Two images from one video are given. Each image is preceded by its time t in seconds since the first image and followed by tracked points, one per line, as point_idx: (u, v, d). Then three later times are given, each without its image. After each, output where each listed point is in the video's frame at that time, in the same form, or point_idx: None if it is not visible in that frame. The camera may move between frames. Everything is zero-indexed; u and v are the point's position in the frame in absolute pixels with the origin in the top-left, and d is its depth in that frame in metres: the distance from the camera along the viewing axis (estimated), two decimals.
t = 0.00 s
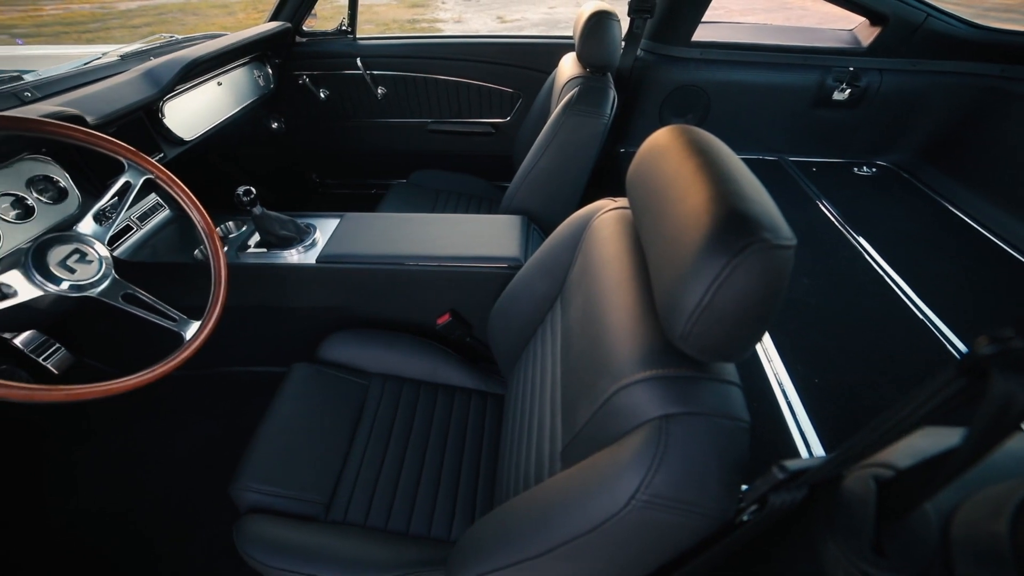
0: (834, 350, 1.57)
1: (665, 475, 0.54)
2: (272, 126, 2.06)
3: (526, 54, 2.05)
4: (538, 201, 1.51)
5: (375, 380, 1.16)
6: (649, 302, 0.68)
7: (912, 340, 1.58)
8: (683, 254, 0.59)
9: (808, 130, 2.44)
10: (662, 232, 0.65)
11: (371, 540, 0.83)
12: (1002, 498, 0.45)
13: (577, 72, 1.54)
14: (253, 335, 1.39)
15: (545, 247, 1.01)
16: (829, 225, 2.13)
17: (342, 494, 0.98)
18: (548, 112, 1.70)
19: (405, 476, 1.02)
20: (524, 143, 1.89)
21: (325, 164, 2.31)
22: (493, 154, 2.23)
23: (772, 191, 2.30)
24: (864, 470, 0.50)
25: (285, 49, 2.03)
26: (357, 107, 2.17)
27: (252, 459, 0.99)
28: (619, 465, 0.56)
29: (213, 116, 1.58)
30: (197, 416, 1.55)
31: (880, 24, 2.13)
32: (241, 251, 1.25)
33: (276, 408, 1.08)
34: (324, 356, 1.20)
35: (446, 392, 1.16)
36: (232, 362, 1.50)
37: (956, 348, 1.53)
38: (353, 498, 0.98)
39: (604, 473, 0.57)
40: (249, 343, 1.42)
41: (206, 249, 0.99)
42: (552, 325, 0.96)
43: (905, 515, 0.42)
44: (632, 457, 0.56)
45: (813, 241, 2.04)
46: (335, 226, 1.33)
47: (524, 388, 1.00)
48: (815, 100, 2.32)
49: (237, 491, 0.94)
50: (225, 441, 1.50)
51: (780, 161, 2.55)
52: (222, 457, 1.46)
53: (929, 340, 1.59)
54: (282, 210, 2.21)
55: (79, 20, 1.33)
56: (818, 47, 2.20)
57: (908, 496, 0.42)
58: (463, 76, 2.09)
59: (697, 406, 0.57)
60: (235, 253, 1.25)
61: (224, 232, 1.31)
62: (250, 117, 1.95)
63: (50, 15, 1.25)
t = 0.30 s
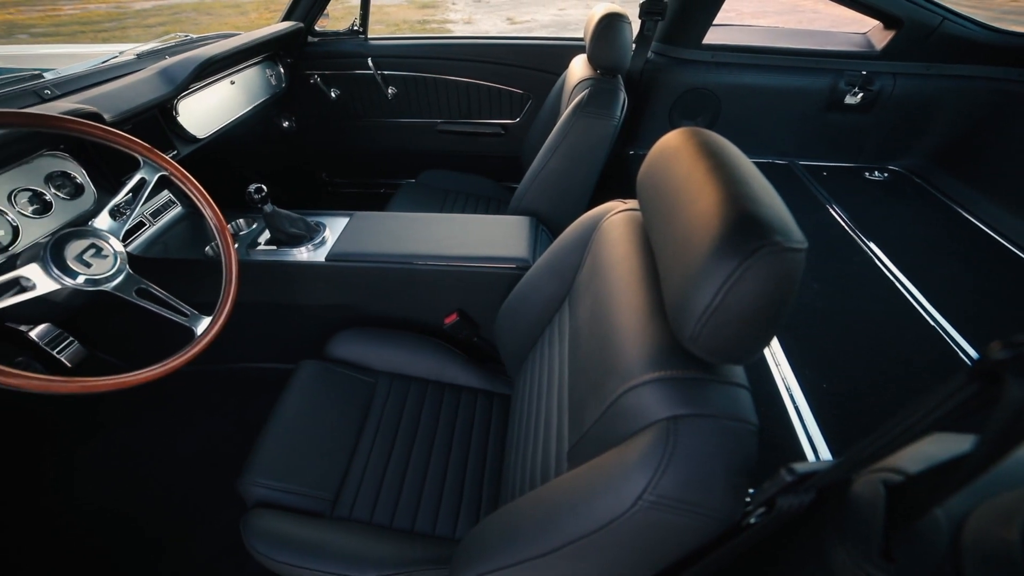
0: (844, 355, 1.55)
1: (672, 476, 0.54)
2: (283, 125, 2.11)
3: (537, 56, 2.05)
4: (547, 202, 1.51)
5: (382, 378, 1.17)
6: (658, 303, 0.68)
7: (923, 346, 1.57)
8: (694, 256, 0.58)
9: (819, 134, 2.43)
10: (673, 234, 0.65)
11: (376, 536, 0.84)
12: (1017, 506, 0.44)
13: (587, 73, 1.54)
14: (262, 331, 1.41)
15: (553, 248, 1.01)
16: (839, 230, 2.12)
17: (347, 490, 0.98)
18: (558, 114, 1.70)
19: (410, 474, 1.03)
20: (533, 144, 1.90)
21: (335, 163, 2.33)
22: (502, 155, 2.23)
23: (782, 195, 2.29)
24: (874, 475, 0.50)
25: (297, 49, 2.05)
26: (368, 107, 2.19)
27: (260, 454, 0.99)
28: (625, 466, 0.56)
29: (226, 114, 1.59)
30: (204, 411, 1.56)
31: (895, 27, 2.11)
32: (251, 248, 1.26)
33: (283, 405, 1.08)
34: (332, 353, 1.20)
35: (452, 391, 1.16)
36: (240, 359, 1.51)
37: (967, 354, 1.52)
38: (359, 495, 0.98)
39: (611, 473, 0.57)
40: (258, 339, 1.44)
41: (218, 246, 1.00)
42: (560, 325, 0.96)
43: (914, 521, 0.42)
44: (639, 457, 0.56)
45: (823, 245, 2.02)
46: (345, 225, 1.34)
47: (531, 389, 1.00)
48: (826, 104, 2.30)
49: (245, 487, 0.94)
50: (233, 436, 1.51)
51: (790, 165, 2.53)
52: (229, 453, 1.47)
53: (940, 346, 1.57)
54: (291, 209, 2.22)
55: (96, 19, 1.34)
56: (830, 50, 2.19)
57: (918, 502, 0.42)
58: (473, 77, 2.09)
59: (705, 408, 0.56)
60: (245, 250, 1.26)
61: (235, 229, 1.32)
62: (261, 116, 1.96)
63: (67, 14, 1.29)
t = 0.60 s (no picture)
0: (853, 360, 1.54)
1: (680, 477, 0.54)
2: (294, 123, 2.13)
3: (548, 57, 2.05)
4: (555, 203, 1.51)
5: (389, 375, 1.17)
6: (667, 305, 0.68)
7: (934, 352, 1.55)
8: (704, 258, 0.58)
9: (831, 137, 2.41)
10: (683, 236, 0.65)
11: (382, 533, 0.84)
12: None
13: (598, 75, 1.54)
14: (271, 327, 1.41)
15: (562, 248, 1.01)
16: (850, 235, 2.10)
17: (353, 487, 0.99)
18: (568, 115, 1.71)
19: (416, 472, 1.03)
20: (542, 145, 1.90)
21: (345, 163, 2.34)
22: (511, 155, 2.23)
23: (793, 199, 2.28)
24: (885, 479, 0.49)
25: (309, 48, 2.06)
26: (378, 107, 2.20)
27: (268, 449, 1.00)
28: (633, 466, 0.56)
29: (238, 113, 1.61)
30: (213, 406, 1.58)
31: (910, 29, 2.09)
32: (261, 245, 1.27)
33: (291, 401, 1.09)
34: (340, 350, 1.21)
35: (459, 390, 1.17)
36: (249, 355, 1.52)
37: (979, 361, 1.50)
38: (365, 492, 0.99)
39: (619, 473, 0.57)
40: (267, 336, 1.44)
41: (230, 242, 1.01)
42: (568, 326, 0.97)
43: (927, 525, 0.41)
44: (647, 458, 0.56)
45: (834, 250, 2.01)
46: (354, 223, 1.34)
47: (538, 389, 1.00)
48: (839, 107, 2.29)
49: (252, 481, 0.95)
50: (241, 431, 1.52)
51: (800, 169, 2.52)
52: (236, 448, 1.48)
53: (952, 352, 1.55)
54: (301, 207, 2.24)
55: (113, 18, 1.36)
56: (843, 53, 2.17)
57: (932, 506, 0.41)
58: (483, 77, 2.09)
59: (714, 410, 0.56)
60: (255, 247, 1.27)
61: (246, 225, 1.33)
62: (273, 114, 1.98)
63: (85, 14, 1.29)
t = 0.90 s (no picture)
0: (863, 365, 1.53)
1: (688, 479, 0.54)
2: (304, 122, 2.14)
3: (557, 58, 2.05)
4: (564, 204, 1.51)
5: (397, 374, 1.17)
6: (677, 307, 0.68)
7: (945, 359, 1.54)
8: (715, 260, 0.58)
9: (842, 141, 2.39)
10: (694, 238, 0.65)
11: (388, 530, 0.84)
12: None
13: (608, 77, 1.54)
14: (280, 324, 1.42)
15: (571, 249, 1.01)
16: (861, 240, 2.09)
17: (360, 483, 0.99)
18: (578, 116, 1.71)
19: (422, 470, 1.03)
20: (552, 146, 1.90)
21: (354, 162, 2.35)
22: (519, 156, 2.23)
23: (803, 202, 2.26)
24: (895, 485, 0.52)
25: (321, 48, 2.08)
26: (388, 106, 2.21)
27: (276, 445, 1.01)
28: (641, 467, 0.56)
29: (250, 112, 1.62)
30: (221, 402, 1.59)
31: (925, 33, 2.07)
32: (271, 243, 1.28)
33: (299, 398, 1.10)
34: (348, 348, 1.22)
35: (465, 389, 1.17)
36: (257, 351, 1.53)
37: (992, 368, 1.48)
38: (372, 489, 0.99)
39: (627, 473, 0.57)
40: (276, 332, 1.46)
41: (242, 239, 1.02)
42: (576, 327, 0.96)
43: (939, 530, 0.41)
44: (655, 459, 0.55)
45: (844, 254, 2.00)
46: (364, 222, 1.35)
47: (545, 390, 1.00)
48: (850, 111, 2.27)
49: (260, 476, 0.96)
50: (248, 427, 1.53)
51: (810, 173, 2.50)
52: (244, 443, 1.49)
53: (963, 359, 1.54)
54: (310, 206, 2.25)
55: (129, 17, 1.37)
56: (856, 57, 2.16)
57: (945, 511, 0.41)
58: (494, 78, 2.10)
59: (723, 412, 0.56)
60: (266, 244, 1.28)
61: (257, 223, 1.34)
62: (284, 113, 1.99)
63: (102, 14, 1.29)
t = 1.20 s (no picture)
0: (874, 371, 1.52)
1: (698, 481, 0.54)
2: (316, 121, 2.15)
3: (568, 59, 2.04)
4: (574, 205, 1.51)
5: (404, 372, 1.18)
6: (688, 309, 0.68)
7: (958, 367, 1.52)
8: (727, 264, 0.58)
9: (855, 145, 2.37)
10: (705, 241, 0.65)
11: (394, 527, 0.85)
12: None
13: (619, 78, 1.54)
14: (289, 322, 1.43)
15: (581, 250, 1.01)
16: (873, 245, 2.07)
17: (366, 480, 1.00)
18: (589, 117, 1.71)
19: (428, 467, 1.03)
20: (562, 147, 1.90)
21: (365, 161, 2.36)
22: (530, 156, 2.23)
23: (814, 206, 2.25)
24: (905, 492, 0.49)
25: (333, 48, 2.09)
26: (399, 106, 2.21)
27: (283, 441, 1.01)
28: (650, 468, 0.56)
29: (263, 110, 1.63)
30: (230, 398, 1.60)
31: (942, 36, 2.05)
32: (282, 240, 1.29)
33: (307, 394, 1.10)
34: (357, 346, 1.22)
35: (472, 388, 1.17)
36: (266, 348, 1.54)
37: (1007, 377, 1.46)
38: (378, 486, 1.00)
39: (635, 474, 0.57)
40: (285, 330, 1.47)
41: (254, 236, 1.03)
42: (584, 328, 0.96)
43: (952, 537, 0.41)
44: (664, 461, 0.55)
45: (856, 259, 1.98)
46: (374, 220, 1.36)
47: (552, 390, 1.00)
48: (864, 115, 2.25)
49: (268, 471, 0.96)
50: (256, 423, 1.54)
51: (822, 177, 2.49)
52: (252, 439, 1.50)
53: (976, 367, 1.52)
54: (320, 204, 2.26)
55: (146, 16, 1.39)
56: (870, 60, 2.14)
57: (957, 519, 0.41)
58: (505, 79, 2.10)
59: (733, 415, 0.56)
60: (276, 242, 1.29)
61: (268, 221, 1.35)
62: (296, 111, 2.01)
63: (119, 14, 1.31)
